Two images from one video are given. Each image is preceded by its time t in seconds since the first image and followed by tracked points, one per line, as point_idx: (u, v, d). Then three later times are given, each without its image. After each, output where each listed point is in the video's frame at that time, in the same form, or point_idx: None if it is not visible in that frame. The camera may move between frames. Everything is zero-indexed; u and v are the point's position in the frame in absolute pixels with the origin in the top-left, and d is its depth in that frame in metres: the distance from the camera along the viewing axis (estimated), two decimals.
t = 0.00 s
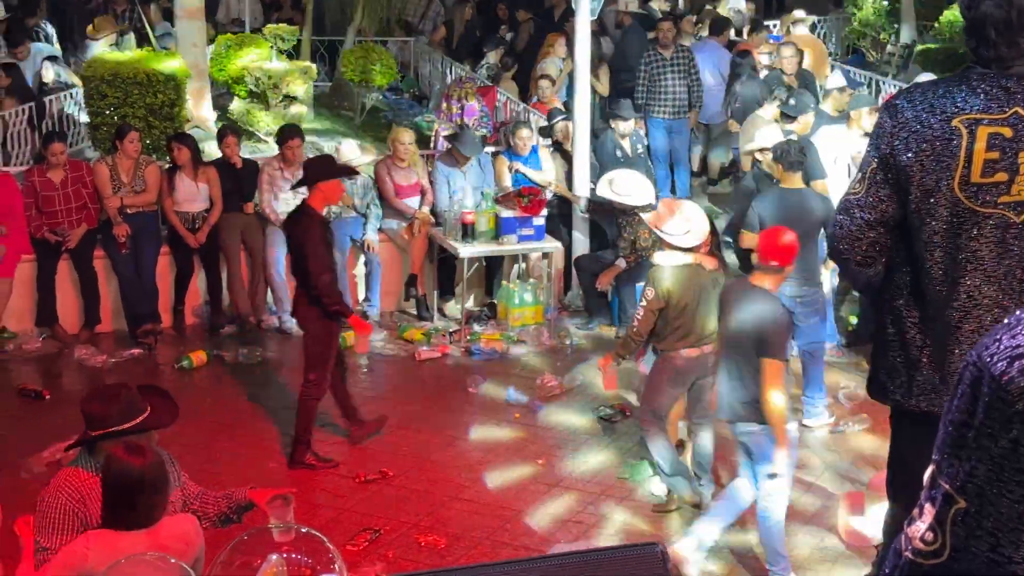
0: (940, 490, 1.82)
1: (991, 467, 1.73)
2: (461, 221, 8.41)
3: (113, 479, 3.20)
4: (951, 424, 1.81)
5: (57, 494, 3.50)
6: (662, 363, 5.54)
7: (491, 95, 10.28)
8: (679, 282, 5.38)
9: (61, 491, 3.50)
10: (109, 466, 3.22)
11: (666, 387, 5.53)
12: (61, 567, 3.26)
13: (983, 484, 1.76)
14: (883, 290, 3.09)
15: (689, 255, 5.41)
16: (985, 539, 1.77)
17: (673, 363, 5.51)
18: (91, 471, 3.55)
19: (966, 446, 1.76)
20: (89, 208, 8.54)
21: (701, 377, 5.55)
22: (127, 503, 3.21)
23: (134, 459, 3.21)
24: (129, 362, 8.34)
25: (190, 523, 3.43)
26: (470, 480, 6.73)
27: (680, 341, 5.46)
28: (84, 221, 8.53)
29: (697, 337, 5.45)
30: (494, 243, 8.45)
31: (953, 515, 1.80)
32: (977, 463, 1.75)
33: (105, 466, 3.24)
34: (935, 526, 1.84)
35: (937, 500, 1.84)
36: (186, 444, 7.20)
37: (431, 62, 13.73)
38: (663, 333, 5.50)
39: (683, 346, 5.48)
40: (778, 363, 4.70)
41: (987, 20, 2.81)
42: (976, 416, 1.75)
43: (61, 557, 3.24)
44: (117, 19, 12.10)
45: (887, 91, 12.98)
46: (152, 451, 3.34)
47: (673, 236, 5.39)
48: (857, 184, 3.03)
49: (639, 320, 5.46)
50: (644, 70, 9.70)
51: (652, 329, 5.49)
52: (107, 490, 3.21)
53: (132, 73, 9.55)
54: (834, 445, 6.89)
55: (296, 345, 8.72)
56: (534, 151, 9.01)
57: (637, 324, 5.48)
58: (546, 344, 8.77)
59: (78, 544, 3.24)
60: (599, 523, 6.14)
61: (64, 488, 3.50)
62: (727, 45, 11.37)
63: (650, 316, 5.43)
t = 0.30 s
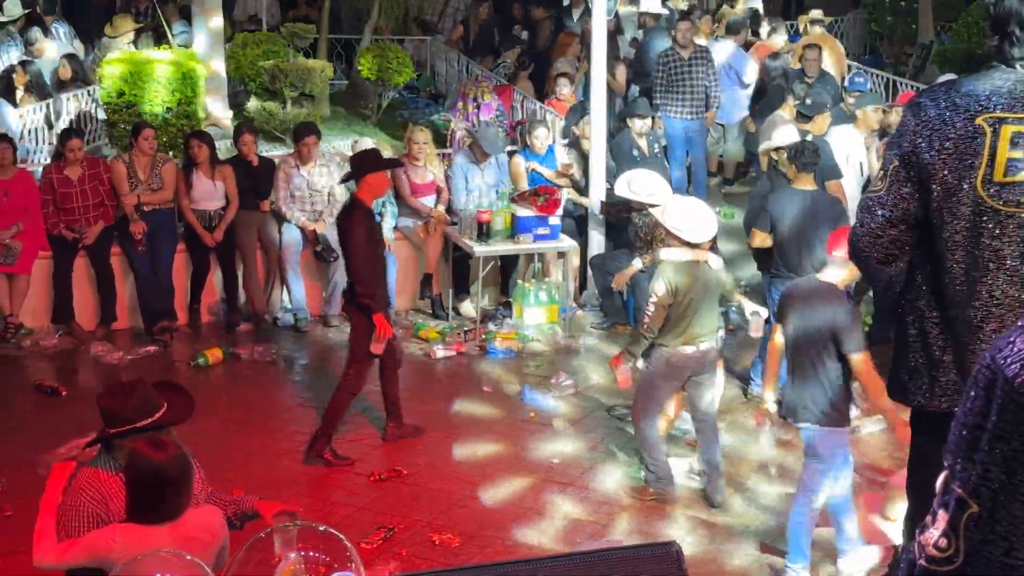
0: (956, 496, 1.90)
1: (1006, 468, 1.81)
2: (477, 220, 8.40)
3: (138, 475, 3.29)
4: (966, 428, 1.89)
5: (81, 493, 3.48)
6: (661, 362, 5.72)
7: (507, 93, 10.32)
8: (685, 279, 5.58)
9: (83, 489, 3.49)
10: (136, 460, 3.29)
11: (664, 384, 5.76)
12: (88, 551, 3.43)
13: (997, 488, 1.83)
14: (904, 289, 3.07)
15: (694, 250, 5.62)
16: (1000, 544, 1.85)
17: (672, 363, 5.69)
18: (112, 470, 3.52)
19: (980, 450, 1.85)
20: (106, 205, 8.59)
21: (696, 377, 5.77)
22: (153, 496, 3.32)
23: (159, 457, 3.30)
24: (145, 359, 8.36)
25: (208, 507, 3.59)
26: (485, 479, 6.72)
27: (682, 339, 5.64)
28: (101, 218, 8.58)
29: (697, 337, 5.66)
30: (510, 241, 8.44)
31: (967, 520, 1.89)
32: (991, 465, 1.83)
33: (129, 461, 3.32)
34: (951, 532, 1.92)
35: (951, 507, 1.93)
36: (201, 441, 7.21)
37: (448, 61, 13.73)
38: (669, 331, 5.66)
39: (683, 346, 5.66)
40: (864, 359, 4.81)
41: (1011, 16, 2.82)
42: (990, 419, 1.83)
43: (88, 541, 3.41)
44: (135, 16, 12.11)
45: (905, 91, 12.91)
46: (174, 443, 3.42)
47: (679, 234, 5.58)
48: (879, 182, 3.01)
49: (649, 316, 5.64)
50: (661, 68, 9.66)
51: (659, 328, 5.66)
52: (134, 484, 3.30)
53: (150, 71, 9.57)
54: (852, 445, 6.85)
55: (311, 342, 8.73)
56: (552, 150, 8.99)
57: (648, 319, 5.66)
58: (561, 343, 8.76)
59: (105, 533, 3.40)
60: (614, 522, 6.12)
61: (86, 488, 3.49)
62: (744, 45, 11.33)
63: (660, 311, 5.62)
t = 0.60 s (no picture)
0: (984, 494, 1.90)
1: None
2: (496, 219, 8.39)
3: (155, 469, 3.32)
4: (996, 426, 1.93)
5: (98, 483, 3.53)
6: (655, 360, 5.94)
7: (528, 93, 10.29)
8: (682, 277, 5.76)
9: (101, 479, 3.54)
10: (153, 454, 3.33)
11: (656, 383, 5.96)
12: (105, 537, 3.44)
13: None
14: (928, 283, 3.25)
15: (703, 251, 5.79)
16: None
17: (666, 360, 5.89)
18: (128, 460, 3.59)
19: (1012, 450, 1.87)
20: (127, 202, 8.62)
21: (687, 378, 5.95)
22: (169, 486, 3.35)
23: (175, 450, 3.33)
24: (165, 356, 8.39)
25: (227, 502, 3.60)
26: (502, 478, 6.73)
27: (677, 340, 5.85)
28: (122, 216, 8.61)
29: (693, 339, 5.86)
30: (529, 241, 8.43)
31: (996, 518, 1.88)
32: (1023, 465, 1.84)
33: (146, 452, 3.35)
34: (978, 531, 1.90)
35: (979, 504, 1.92)
36: (220, 439, 7.23)
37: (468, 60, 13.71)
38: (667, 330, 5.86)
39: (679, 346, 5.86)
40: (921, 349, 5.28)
41: None
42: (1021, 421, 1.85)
43: (106, 527, 3.42)
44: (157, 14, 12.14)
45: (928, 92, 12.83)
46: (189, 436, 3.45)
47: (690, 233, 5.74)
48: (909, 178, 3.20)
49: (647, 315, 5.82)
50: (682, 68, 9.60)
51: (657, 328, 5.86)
52: (149, 477, 3.34)
53: (171, 69, 9.58)
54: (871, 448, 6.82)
55: (330, 341, 8.74)
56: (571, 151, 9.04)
57: (646, 318, 5.83)
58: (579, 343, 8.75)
59: (124, 520, 3.41)
60: (631, 522, 6.11)
61: (104, 479, 3.52)
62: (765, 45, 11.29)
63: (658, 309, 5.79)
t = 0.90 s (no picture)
0: None
1: None
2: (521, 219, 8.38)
3: (180, 470, 3.33)
4: None
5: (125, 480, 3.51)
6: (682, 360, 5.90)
7: (553, 92, 10.25)
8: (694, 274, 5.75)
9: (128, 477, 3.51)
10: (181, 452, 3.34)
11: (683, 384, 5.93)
12: (129, 536, 3.46)
13: None
14: (951, 284, 3.69)
15: (714, 252, 5.76)
16: None
17: (697, 362, 5.85)
18: (151, 457, 3.55)
19: None
20: (153, 200, 8.66)
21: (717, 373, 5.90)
22: (191, 486, 3.36)
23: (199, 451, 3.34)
24: (190, 354, 8.42)
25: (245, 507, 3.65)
26: (525, 478, 6.72)
27: (703, 337, 5.80)
28: (148, 214, 8.65)
29: (721, 333, 5.81)
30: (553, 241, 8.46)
31: None
32: None
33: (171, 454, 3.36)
34: None
35: None
36: (245, 437, 7.25)
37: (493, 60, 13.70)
38: (692, 329, 5.81)
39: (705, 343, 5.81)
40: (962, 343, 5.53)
41: None
42: None
43: (129, 525, 3.45)
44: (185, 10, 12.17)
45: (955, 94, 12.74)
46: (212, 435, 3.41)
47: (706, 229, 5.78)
48: (941, 182, 3.57)
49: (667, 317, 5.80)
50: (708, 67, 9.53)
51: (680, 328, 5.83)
52: (175, 477, 3.36)
53: (197, 67, 9.60)
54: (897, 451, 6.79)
55: (354, 340, 8.76)
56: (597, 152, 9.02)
57: (666, 321, 5.81)
58: (603, 343, 8.73)
59: (149, 519, 3.44)
60: (652, 522, 6.09)
61: (129, 476, 3.51)
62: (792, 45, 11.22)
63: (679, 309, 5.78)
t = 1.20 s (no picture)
0: None
1: None
2: (547, 219, 8.52)
3: (212, 466, 3.38)
4: None
5: (155, 475, 3.57)
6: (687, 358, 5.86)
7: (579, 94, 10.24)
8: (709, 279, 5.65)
9: (157, 473, 3.58)
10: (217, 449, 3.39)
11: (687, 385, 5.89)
12: (163, 539, 3.45)
13: None
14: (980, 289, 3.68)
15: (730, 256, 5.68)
16: None
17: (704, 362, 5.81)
18: (181, 457, 3.63)
19: None
20: (182, 199, 8.65)
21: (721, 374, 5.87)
22: (223, 484, 3.37)
23: (233, 449, 3.39)
24: (217, 352, 8.46)
25: (283, 505, 3.58)
26: (550, 478, 6.72)
27: (710, 337, 5.74)
28: (176, 213, 8.65)
29: (726, 335, 5.75)
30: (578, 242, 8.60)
31: None
32: None
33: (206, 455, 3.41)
34: None
35: None
36: (271, 435, 7.28)
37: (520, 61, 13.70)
38: (697, 329, 5.75)
39: (710, 344, 5.76)
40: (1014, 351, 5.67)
41: None
42: None
43: (163, 529, 3.43)
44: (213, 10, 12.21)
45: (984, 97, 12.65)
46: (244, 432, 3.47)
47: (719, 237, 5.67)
48: (965, 183, 3.60)
49: (675, 316, 5.73)
50: (735, 68, 9.49)
51: (685, 328, 5.76)
52: (207, 475, 3.39)
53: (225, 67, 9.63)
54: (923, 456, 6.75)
55: (379, 339, 8.78)
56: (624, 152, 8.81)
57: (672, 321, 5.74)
58: (628, 344, 8.72)
59: (183, 522, 3.42)
60: (678, 526, 6.07)
61: (160, 475, 3.56)
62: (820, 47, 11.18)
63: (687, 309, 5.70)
